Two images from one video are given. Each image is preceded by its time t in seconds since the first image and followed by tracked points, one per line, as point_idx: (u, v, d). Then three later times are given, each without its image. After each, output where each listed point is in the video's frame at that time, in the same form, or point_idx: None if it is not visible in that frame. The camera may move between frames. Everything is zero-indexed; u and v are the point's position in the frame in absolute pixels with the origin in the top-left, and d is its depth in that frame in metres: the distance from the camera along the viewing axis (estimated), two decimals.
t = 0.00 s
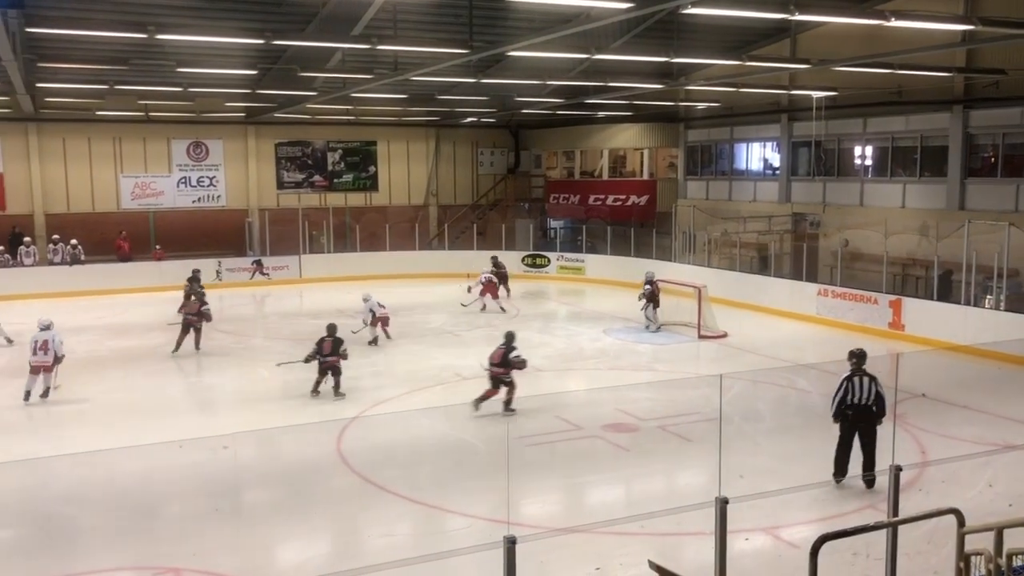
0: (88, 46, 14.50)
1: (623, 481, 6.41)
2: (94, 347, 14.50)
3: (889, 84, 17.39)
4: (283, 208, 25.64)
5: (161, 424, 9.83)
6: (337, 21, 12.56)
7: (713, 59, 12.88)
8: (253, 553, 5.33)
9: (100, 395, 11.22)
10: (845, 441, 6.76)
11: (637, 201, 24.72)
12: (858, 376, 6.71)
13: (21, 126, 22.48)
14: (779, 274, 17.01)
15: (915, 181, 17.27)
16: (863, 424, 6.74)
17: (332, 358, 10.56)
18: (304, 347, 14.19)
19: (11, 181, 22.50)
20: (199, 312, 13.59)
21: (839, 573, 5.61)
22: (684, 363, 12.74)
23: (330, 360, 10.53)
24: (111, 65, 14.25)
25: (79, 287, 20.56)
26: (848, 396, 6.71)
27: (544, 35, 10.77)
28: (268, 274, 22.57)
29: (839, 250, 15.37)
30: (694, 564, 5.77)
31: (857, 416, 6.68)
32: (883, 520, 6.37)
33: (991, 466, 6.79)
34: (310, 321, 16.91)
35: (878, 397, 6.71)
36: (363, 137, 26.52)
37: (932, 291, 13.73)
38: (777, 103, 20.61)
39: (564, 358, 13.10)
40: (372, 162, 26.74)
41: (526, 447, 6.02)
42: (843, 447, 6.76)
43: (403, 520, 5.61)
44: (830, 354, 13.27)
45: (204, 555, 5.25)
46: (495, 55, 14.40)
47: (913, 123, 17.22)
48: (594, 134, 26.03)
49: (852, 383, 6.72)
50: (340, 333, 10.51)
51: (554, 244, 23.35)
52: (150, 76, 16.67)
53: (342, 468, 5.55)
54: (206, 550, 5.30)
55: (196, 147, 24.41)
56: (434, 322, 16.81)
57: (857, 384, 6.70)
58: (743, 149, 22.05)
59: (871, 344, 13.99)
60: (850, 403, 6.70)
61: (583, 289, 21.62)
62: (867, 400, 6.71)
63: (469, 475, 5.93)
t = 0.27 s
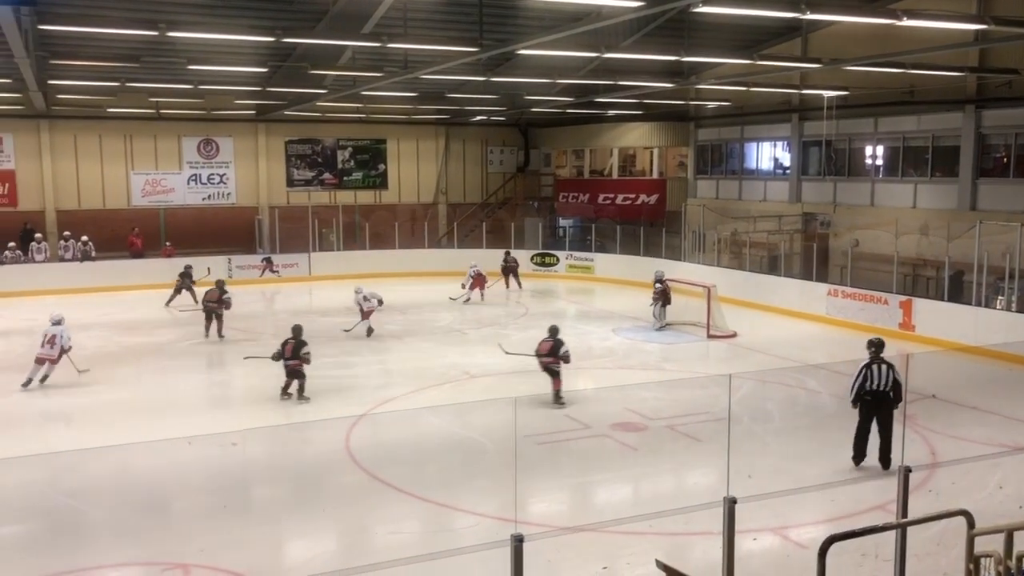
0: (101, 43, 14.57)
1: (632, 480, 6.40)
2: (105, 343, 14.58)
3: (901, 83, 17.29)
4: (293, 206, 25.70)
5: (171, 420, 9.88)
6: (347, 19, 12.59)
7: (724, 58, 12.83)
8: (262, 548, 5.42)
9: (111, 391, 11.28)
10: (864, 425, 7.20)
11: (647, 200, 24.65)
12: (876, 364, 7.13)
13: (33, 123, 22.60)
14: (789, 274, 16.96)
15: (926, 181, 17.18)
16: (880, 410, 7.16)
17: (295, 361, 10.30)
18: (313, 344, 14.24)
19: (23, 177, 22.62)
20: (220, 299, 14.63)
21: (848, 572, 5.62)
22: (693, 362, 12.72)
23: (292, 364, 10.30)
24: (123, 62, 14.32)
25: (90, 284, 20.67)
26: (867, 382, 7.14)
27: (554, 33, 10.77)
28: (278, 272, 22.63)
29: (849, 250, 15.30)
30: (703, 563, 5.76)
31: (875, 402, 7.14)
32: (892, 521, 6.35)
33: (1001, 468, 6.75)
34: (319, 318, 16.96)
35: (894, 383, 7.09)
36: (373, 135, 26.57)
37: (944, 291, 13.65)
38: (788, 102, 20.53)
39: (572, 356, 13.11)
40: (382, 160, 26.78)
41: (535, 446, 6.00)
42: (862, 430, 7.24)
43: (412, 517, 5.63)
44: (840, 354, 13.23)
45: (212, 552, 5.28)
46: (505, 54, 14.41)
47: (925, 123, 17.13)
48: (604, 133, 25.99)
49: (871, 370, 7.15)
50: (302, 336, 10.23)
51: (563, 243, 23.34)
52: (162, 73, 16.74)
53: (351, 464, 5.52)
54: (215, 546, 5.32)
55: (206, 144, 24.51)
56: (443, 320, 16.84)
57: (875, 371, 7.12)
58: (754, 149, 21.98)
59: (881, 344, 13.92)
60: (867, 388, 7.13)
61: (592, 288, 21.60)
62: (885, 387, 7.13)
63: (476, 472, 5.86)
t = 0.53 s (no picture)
0: (107, 41, 14.60)
1: (636, 480, 6.42)
2: (110, 340, 14.62)
3: (907, 84, 17.23)
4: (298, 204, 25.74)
5: (175, 418, 9.90)
6: (353, 18, 12.59)
7: (730, 58, 12.80)
8: (265, 547, 5.34)
9: (116, 388, 11.32)
10: (874, 412, 7.32)
11: (651, 200, 24.59)
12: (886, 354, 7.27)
13: (39, 120, 22.66)
14: (794, 275, 16.94)
15: (932, 183, 17.14)
16: (891, 398, 7.27)
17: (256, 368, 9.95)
18: (317, 342, 14.26)
19: (30, 175, 22.68)
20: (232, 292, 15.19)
21: (851, 573, 5.62)
22: (698, 363, 12.71)
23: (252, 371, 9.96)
24: (129, 60, 14.34)
25: (95, 281, 20.72)
26: (877, 371, 7.24)
27: (559, 33, 10.76)
28: (282, 270, 22.66)
29: (855, 251, 15.26)
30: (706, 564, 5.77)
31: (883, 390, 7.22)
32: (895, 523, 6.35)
33: (1007, 470, 6.49)
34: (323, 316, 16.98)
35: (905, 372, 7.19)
36: (379, 134, 26.60)
37: (949, 293, 13.61)
38: (793, 103, 20.49)
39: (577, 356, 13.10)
40: (387, 159, 26.80)
41: (537, 445, 6.03)
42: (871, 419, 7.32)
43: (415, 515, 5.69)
44: (845, 356, 13.21)
45: (216, 551, 5.17)
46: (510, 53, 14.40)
47: (931, 124, 17.09)
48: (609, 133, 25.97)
49: (880, 360, 7.28)
50: (263, 341, 9.90)
51: (568, 243, 23.33)
52: (168, 71, 16.77)
53: (354, 462, 5.58)
54: (216, 544, 5.21)
55: (212, 142, 24.55)
56: (447, 319, 16.85)
57: (884, 360, 7.25)
58: (759, 149, 21.95)
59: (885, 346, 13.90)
60: (879, 376, 7.23)
61: (597, 288, 21.60)
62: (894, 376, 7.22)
63: (478, 472, 5.91)
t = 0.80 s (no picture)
0: (107, 39, 14.59)
1: (634, 480, 6.43)
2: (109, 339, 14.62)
3: (907, 85, 17.22)
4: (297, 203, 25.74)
5: (175, 416, 9.91)
6: (354, 17, 12.60)
7: (730, 58, 12.79)
8: (264, 546, 5.34)
9: (115, 387, 11.32)
10: (875, 400, 7.70)
11: (651, 200, 24.60)
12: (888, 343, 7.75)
13: (39, 118, 22.65)
14: (792, 275, 16.95)
15: (932, 183, 17.14)
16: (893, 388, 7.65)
17: (222, 377, 9.56)
18: (317, 341, 14.27)
19: (29, 173, 22.66)
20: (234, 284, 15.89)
21: (850, 573, 5.62)
22: (697, 363, 12.71)
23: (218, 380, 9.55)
24: (129, 58, 14.34)
25: (95, 279, 20.73)
26: (880, 359, 7.67)
27: (559, 32, 10.75)
28: (282, 269, 22.66)
29: (854, 251, 15.26)
30: (704, 563, 5.78)
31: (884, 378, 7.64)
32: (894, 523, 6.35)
33: (1005, 470, 6.56)
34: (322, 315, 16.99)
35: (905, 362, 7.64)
36: (378, 133, 26.60)
37: (948, 293, 13.61)
38: (793, 103, 20.50)
39: (576, 356, 13.10)
40: (386, 158, 26.79)
41: (536, 445, 5.98)
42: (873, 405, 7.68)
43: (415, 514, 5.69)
44: (844, 356, 13.22)
45: (216, 549, 5.17)
46: (510, 53, 14.40)
47: (931, 125, 17.09)
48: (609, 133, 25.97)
49: (883, 349, 7.75)
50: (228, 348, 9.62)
51: (567, 243, 23.34)
52: (168, 70, 16.77)
53: (353, 461, 5.61)
54: (216, 544, 5.21)
55: (211, 141, 24.55)
56: (446, 318, 16.86)
57: (886, 350, 7.72)
58: (759, 150, 21.96)
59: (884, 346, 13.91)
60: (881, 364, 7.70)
61: (596, 287, 21.59)
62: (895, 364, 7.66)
63: (478, 470, 5.90)
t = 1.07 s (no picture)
0: (101, 39, 14.57)
1: (629, 480, 6.50)
2: (104, 340, 14.59)
3: (901, 85, 17.25)
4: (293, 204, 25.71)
5: (171, 417, 9.89)
6: (349, 17, 12.59)
7: (726, 58, 12.80)
8: (261, 547, 5.33)
9: (110, 388, 11.29)
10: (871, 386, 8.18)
11: (646, 201, 24.74)
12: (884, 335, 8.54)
13: (33, 119, 22.60)
14: (788, 275, 16.98)
15: (926, 183, 17.19)
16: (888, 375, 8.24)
17: (201, 391, 8.92)
18: (313, 342, 14.26)
19: (24, 174, 22.61)
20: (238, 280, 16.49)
21: (845, 573, 5.64)
22: (692, 362, 12.73)
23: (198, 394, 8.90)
24: (124, 59, 14.31)
25: (90, 280, 20.68)
26: (876, 348, 8.40)
27: (554, 33, 10.76)
28: (277, 269, 22.64)
29: (849, 251, 15.30)
30: (699, 563, 5.79)
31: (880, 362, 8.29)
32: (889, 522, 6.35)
33: (1000, 468, 6.64)
34: (318, 316, 16.97)
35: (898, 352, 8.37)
36: (374, 133, 26.59)
37: (943, 293, 13.64)
38: (788, 103, 20.54)
39: (572, 356, 13.11)
40: (382, 159, 26.78)
41: (532, 445, 6.02)
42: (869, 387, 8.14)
43: (411, 515, 5.66)
44: (839, 355, 13.26)
45: (211, 550, 5.14)
46: (505, 53, 14.41)
47: (925, 125, 17.14)
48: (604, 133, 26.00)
49: (878, 341, 8.49)
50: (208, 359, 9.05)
51: (563, 243, 23.36)
52: (163, 70, 16.73)
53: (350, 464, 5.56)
54: (211, 544, 5.19)
55: (207, 142, 24.50)
56: (442, 318, 16.86)
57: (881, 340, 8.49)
58: (754, 150, 22.01)
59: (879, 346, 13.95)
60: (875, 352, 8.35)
61: (592, 288, 21.60)
62: (890, 351, 8.37)
63: (475, 471, 5.91)
